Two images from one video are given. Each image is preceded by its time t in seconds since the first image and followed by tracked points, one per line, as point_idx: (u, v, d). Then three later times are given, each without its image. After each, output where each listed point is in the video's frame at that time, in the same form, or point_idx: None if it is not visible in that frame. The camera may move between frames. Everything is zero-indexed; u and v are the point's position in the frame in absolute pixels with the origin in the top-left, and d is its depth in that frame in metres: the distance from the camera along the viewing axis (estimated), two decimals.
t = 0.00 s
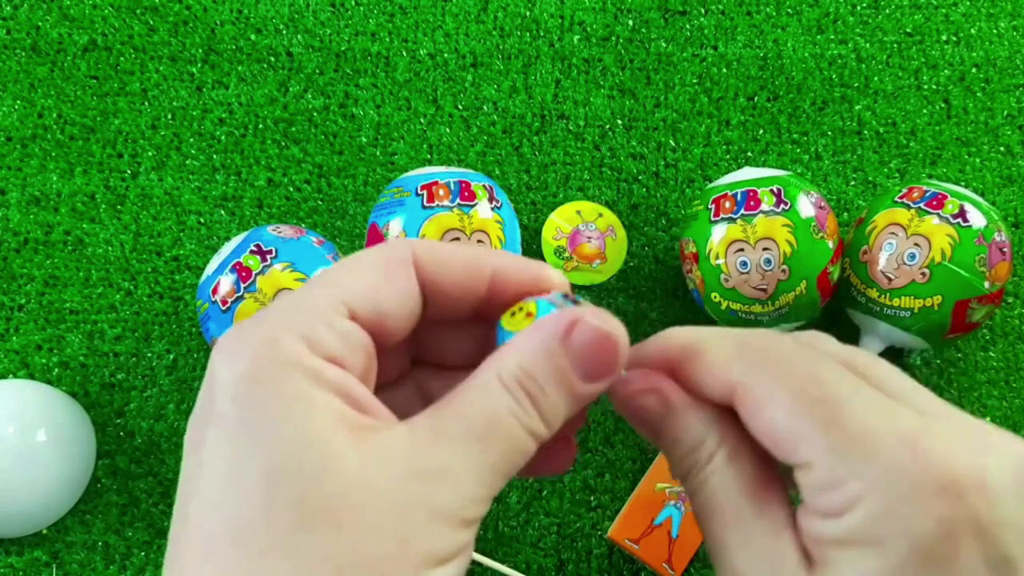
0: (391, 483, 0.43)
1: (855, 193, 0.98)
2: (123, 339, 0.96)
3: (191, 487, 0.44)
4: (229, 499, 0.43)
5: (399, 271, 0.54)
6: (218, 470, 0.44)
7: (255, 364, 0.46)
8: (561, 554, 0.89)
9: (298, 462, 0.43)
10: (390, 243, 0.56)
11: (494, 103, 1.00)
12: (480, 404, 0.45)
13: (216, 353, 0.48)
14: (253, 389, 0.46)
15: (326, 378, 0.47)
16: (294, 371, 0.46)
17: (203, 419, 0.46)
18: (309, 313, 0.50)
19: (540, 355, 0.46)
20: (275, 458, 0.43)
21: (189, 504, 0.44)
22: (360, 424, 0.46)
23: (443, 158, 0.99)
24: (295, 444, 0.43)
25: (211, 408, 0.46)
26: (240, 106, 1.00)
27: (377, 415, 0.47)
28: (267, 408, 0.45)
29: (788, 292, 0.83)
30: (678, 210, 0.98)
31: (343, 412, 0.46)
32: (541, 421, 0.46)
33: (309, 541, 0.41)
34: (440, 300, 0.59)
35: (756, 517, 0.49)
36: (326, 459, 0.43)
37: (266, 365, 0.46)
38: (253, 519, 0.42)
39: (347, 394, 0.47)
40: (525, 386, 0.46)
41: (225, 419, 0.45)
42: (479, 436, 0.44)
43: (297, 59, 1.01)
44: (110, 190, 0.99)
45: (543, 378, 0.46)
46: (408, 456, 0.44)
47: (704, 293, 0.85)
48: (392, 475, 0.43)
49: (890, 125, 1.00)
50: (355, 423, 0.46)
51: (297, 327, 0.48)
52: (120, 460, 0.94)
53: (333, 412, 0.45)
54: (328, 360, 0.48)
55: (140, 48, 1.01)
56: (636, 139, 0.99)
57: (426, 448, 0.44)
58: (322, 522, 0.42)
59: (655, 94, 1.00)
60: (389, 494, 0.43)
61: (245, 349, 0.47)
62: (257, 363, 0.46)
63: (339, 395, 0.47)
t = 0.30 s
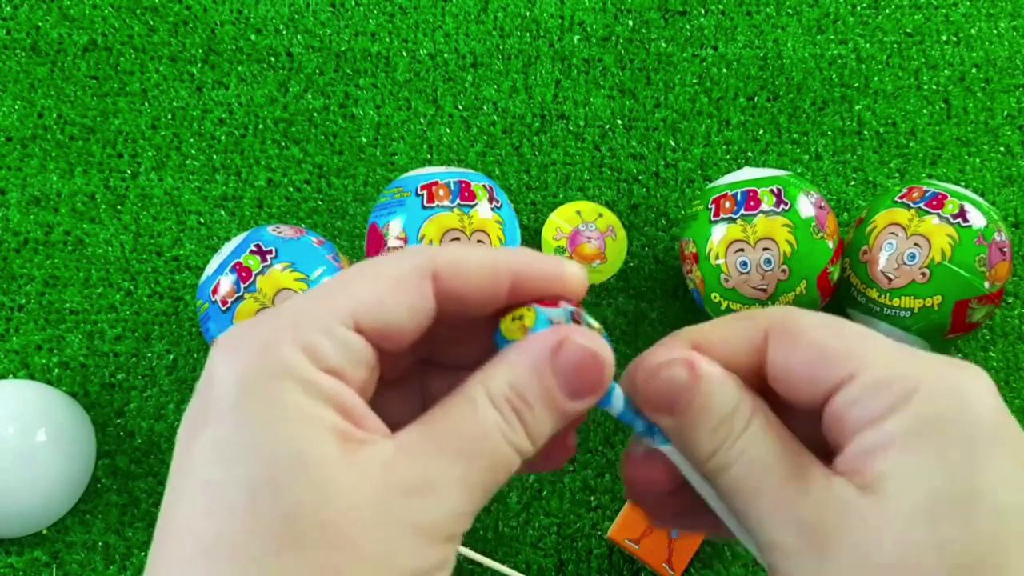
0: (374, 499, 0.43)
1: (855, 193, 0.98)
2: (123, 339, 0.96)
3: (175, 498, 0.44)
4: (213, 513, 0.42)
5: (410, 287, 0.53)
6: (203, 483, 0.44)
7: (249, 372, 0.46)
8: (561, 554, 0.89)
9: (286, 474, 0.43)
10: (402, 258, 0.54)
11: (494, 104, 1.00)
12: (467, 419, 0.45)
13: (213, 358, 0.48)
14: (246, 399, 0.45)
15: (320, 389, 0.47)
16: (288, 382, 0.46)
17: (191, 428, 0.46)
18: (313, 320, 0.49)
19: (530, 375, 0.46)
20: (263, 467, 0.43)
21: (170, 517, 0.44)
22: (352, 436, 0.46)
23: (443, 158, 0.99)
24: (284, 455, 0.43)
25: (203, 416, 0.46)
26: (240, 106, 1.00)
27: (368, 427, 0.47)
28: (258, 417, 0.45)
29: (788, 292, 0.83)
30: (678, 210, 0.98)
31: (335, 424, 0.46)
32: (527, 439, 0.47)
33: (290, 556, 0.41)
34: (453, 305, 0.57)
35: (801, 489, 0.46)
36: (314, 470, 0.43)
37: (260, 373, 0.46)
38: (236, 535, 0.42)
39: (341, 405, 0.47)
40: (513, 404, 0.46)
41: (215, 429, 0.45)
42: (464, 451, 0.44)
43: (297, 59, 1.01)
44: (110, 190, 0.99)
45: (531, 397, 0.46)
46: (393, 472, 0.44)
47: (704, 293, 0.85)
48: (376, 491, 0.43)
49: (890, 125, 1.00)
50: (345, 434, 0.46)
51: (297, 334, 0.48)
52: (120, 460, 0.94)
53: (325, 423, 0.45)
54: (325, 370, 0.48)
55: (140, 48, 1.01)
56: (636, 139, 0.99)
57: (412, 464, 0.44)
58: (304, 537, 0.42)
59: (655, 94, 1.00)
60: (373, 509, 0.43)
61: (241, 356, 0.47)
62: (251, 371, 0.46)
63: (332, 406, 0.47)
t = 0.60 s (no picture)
0: (387, 472, 0.43)
1: (855, 193, 0.98)
2: (123, 339, 0.96)
3: (178, 468, 0.43)
4: (223, 483, 0.42)
5: (413, 275, 0.55)
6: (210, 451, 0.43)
7: (264, 340, 0.46)
8: (561, 554, 0.89)
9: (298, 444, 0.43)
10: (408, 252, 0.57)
11: (494, 104, 1.00)
12: (479, 392, 0.45)
13: (219, 330, 0.48)
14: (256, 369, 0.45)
15: (335, 361, 0.47)
16: (303, 352, 0.46)
17: (196, 397, 0.45)
18: (324, 296, 0.50)
19: (540, 347, 0.47)
20: (276, 434, 0.43)
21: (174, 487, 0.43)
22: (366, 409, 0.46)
23: (443, 158, 0.99)
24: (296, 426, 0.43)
25: (208, 386, 0.45)
26: (240, 106, 1.00)
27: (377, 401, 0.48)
28: (273, 384, 0.45)
29: (788, 292, 0.83)
30: (678, 210, 0.98)
31: (349, 396, 0.46)
32: (540, 412, 0.47)
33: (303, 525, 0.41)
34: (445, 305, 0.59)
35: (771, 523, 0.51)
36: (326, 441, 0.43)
37: (275, 342, 0.46)
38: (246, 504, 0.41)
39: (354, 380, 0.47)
40: (525, 375, 0.47)
41: (223, 400, 0.44)
42: (477, 423, 0.45)
43: (297, 59, 1.01)
44: (110, 190, 0.99)
45: (544, 368, 0.47)
46: (405, 445, 0.44)
47: (704, 293, 0.85)
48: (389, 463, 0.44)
49: (891, 125, 1.00)
50: (360, 406, 0.46)
51: (310, 310, 0.49)
52: (120, 460, 0.94)
53: (340, 395, 0.45)
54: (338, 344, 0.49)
55: (140, 48, 1.01)
56: (636, 139, 0.99)
57: (424, 438, 0.44)
58: (318, 508, 0.42)
59: (655, 94, 1.00)
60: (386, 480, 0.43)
61: (250, 328, 0.47)
62: (265, 341, 0.46)
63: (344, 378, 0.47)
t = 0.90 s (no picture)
0: (406, 529, 0.42)
1: (857, 193, 0.97)
2: (122, 339, 0.96)
3: (197, 493, 0.42)
4: (241, 519, 0.40)
5: (460, 306, 0.53)
6: (230, 483, 0.41)
7: (301, 370, 0.45)
8: (561, 555, 0.89)
9: (321, 484, 0.41)
10: (457, 279, 0.55)
11: (494, 103, 0.99)
12: (501, 451, 0.45)
13: (253, 352, 0.46)
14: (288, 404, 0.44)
15: (372, 400, 0.45)
16: (341, 389, 0.45)
17: (222, 422, 0.43)
18: (368, 329, 0.48)
19: (565, 409, 0.47)
20: (304, 474, 0.41)
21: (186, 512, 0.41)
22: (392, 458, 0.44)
23: (443, 158, 0.98)
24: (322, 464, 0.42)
25: (237, 413, 0.44)
26: (239, 105, 1.00)
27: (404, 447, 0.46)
28: (307, 419, 0.43)
29: (790, 292, 0.82)
30: (679, 210, 0.97)
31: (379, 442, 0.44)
32: (553, 476, 0.47)
33: (314, 574, 0.39)
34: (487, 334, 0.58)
35: (808, 501, 0.48)
36: (349, 489, 0.42)
37: (313, 374, 0.45)
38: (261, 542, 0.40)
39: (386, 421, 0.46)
40: (547, 439, 0.46)
41: (253, 430, 0.43)
42: (496, 486, 0.44)
43: (296, 58, 1.01)
44: (109, 190, 0.99)
45: (564, 433, 0.46)
46: (427, 502, 0.43)
47: (705, 293, 0.85)
48: (409, 521, 0.42)
49: (893, 124, 0.99)
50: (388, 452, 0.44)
51: (353, 342, 0.47)
52: (118, 461, 0.93)
53: (372, 439, 0.44)
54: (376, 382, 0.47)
55: (138, 47, 1.01)
56: (637, 138, 0.99)
57: (447, 495, 0.43)
58: (334, 560, 0.40)
59: (656, 93, 0.99)
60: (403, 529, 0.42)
61: (288, 355, 0.45)
62: (303, 370, 0.45)
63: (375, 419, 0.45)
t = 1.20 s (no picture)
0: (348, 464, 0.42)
1: (856, 193, 0.98)
2: (123, 339, 0.96)
3: (139, 436, 0.42)
4: (182, 459, 0.40)
5: (395, 248, 0.53)
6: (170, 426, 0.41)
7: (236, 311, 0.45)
8: (561, 554, 0.89)
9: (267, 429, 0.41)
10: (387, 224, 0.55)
11: (494, 103, 1.00)
12: (444, 391, 0.45)
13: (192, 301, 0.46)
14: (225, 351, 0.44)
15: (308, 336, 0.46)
16: (276, 325, 0.45)
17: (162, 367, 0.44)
18: (305, 269, 0.49)
19: (505, 344, 0.47)
20: (241, 411, 0.42)
21: (139, 452, 0.41)
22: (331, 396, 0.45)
23: (443, 158, 0.98)
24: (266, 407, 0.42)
25: (177, 355, 0.44)
26: (240, 105, 1.00)
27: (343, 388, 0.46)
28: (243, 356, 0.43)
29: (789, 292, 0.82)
30: (678, 210, 0.97)
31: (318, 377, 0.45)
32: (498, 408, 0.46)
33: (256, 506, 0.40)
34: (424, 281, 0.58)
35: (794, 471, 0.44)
36: (297, 423, 0.42)
37: (247, 312, 0.45)
38: (214, 484, 0.40)
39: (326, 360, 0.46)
40: (487, 373, 0.46)
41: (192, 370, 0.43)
42: (439, 417, 0.44)
43: (297, 58, 1.01)
44: (109, 190, 0.99)
45: (505, 366, 0.47)
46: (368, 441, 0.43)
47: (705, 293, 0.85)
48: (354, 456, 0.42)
49: (892, 124, 0.99)
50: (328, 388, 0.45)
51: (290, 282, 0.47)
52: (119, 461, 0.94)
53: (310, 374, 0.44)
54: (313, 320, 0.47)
55: (139, 47, 1.01)
56: (636, 138, 0.99)
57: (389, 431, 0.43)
58: (274, 495, 0.40)
59: (656, 93, 1.00)
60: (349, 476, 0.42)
61: (222, 300, 0.45)
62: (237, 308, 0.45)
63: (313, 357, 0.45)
